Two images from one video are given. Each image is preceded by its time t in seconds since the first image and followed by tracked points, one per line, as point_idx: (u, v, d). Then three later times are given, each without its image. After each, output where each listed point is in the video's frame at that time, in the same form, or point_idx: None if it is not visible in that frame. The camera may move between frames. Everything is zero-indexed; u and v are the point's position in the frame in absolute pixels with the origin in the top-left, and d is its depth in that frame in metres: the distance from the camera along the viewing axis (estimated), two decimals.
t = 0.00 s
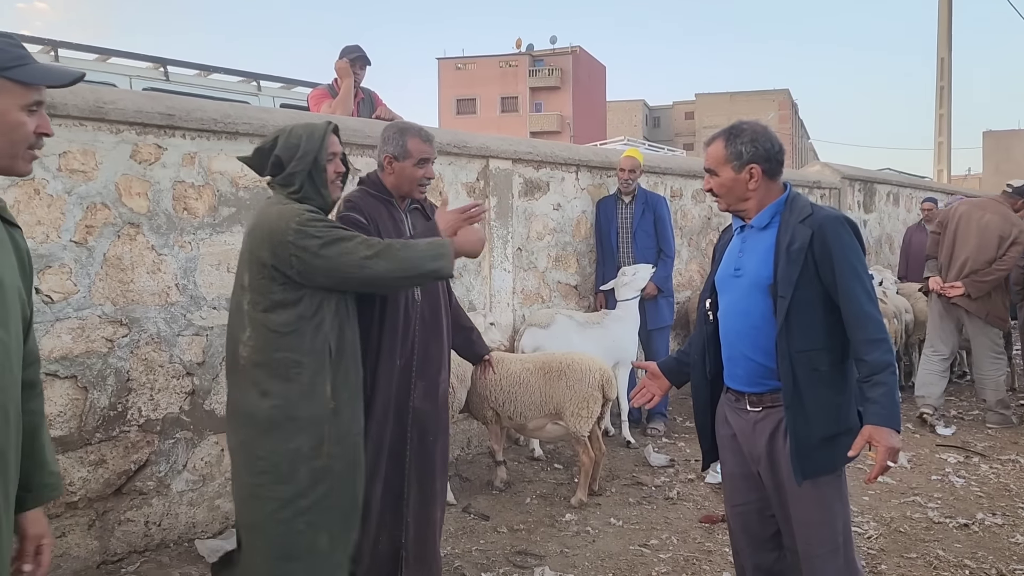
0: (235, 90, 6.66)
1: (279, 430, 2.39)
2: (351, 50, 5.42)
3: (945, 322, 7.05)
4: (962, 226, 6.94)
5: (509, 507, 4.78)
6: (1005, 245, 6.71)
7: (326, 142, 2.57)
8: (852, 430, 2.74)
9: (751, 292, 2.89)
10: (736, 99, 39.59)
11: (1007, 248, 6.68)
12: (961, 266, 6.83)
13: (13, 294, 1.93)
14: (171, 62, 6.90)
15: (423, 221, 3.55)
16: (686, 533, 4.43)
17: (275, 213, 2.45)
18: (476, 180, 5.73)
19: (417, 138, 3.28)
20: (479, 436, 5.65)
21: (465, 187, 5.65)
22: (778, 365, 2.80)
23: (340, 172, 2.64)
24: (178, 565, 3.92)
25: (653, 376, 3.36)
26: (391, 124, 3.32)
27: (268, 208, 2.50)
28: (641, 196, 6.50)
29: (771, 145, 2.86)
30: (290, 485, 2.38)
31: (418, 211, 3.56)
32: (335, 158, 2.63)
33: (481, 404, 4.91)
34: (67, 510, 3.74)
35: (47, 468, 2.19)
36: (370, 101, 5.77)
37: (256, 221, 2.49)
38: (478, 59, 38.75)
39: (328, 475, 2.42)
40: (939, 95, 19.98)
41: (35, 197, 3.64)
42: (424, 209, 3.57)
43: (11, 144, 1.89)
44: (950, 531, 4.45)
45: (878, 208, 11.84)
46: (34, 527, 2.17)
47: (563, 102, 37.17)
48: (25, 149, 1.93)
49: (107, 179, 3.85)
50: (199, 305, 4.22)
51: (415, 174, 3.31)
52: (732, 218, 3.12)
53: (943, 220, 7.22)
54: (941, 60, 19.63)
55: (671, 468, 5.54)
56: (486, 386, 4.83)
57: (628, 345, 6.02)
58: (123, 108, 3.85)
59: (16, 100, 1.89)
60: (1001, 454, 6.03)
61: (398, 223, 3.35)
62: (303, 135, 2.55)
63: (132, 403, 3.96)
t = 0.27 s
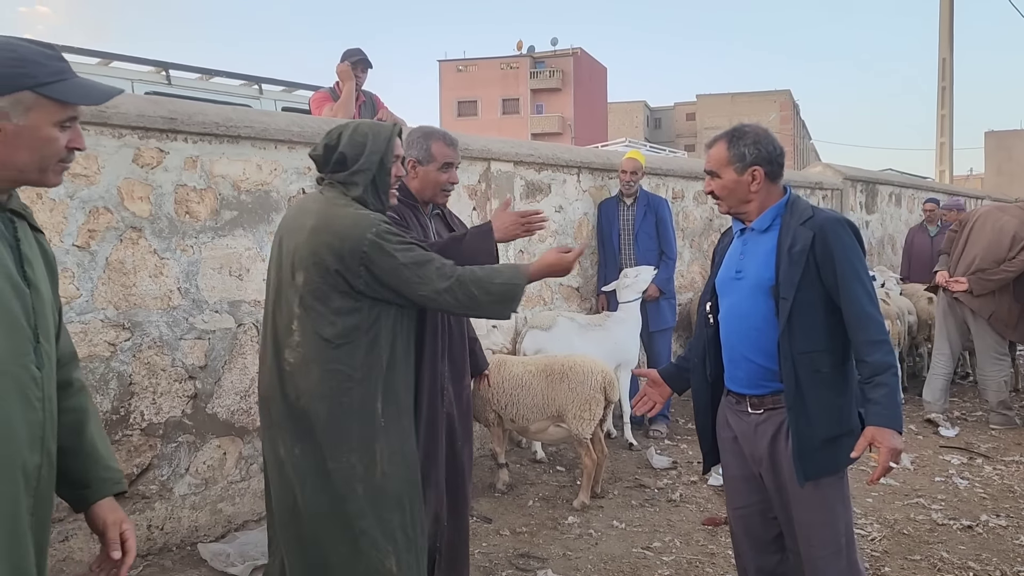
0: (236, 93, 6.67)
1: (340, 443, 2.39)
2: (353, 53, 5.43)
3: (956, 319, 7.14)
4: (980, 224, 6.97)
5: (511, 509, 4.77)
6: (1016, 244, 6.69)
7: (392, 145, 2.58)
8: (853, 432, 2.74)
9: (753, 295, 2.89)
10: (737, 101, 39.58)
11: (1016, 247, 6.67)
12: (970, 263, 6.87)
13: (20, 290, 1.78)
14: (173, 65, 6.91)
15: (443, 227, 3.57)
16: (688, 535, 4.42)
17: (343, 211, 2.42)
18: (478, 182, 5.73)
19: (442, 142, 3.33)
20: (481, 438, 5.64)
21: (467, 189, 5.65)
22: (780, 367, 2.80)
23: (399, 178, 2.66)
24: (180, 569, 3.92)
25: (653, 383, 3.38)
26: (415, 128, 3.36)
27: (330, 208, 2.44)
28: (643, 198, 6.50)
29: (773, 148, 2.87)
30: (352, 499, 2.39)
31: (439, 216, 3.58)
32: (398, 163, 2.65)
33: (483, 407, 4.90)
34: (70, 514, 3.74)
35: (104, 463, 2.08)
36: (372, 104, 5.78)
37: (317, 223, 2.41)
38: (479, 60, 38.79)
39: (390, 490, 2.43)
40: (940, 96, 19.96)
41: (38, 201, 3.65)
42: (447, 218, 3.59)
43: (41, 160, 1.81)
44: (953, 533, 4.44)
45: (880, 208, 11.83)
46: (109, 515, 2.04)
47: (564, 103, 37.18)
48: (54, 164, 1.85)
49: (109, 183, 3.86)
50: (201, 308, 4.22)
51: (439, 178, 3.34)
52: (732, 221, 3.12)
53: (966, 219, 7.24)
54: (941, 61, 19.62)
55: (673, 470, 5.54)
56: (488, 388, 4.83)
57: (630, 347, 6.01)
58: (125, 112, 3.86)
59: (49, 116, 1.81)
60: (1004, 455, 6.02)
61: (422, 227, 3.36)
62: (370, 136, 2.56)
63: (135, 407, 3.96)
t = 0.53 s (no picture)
0: (235, 97, 6.68)
1: (371, 445, 2.39)
2: (350, 57, 5.43)
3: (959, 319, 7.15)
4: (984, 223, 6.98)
5: (511, 512, 4.77)
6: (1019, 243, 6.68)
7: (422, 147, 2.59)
8: (852, 432, 2.74)
9: (751, 296, 2.88)
10: (736, 102, 39.59)
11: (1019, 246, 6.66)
12: (972, 261, 6.90)
13: (79, 321, 1.76)
14: (171, 70, 6.92)
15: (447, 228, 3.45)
16: (688, 538, 4.42)
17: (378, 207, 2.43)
18: (476, 185, 5.73)
19: (448, 139, 3.21)
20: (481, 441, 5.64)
21: (465, 192, 5.65)
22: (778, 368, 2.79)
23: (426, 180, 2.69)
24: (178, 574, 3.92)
25: (650, 389, 3.34)
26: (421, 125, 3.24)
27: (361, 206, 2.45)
28: (642, 200, 6.49)
29: (771, 150, 2.88)
30: (380, 498, 2.40)
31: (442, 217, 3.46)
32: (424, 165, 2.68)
33: (482, 410, 4.90)
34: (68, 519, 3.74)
35: (131, 484, 2.08)
36: (370, 107, 5.78)
37: (348, 223, 2.40)
38: (478, 63, 38.83)
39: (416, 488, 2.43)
40: (939, 97, 19.96)
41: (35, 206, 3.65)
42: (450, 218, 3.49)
43: (108, 179, 1.79)
44: (953, 534, 4.43)
45: (879, 210, 11.83)
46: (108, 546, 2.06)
47: (564, 106, 37.21)
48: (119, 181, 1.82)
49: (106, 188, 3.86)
50: (199, 313, 4.22)
51: (445, 177, 3.22)
52: (729, 223, 3.12)
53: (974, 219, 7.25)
54: (941, 62, 19.62)
55: (673, 472, 5.53)
56: (487, 391, 4.83)
57: (629, 349, 6.01)
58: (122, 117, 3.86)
59: (117, 132, 1.77)
60: (1004, 455, 6.01)
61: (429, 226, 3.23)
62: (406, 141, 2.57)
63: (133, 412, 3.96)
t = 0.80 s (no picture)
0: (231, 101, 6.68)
1: (372, 453, 2.39)
2: (346, 60, 5.44)
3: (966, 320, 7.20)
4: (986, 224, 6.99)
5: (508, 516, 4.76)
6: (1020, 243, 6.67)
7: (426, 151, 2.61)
8: (847, 433, 2.73)
9: (746, 297, 2.88)
10: (735, 104, 39.61)
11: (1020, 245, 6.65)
12: (976, 261, 6.89)
13: (120, 335, 1.69)
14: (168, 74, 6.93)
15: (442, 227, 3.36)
16: (685, 540, 4.41)
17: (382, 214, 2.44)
18: (472, 188, 5.73)
19: (443, 138, 3.19)
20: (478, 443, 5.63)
21: (462, 195, 5.65)
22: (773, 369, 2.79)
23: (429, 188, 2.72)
24: None
25: (645, 393, 3.34)
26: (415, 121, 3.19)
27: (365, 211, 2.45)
28: (639, 202, 6.48)
29: (767, 152, 2.89)
30: (378, 511, 2.40)
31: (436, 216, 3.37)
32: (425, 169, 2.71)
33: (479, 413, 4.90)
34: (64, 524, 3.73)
35: (206, 487, 2.05)
36: (366, 110, 5.78)
37: (354, 229, 2.41)
38: (477, 66, 38.85)
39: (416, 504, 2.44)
40: (937, 97, 19.95)
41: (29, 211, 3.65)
42: (446, 218, 3.41)
43: (171, 186, 1.75)
44: (951, 535, 4.43)
45: (877, 210, 11.83)
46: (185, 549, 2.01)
47: (562, 107, 37.23)
48: (180, 190, 1.78)
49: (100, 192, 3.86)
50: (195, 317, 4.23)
51: (441, 175, 3.17)
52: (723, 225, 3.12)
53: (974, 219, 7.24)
54: (939, 62, 19.63)
55: (671, 474, 5.53)
56: (484, 394, 4.83)
57: (626, 351, 6.00)
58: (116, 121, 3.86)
59: (182, 139, 1.74)
60: (1002, 456, 6.01)
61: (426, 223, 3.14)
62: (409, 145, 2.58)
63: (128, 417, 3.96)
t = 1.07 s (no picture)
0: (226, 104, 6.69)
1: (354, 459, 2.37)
2: (340, 63, 5.43)
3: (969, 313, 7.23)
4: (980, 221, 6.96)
5: (505, 518, 4.75)
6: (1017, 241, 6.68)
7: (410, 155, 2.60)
8: (840, 433, 2.72)
9: (741, 297, 2.87)
10: (732, 104, 39.64)
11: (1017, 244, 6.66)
12: (974, 261, 6.87)
13: (147, 328, 1.59)
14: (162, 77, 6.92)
15: (432, 228, 3.37)
16: (682, 541, 4.40)
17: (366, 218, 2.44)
18: (467, 190, 5.72)
19: (432, 137, 3.16)
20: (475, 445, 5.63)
21: (457, 197, 5.64)
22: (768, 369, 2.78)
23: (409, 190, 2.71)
24: None
25: (639, 394, 3.32)
26: (402, 121, 3.16)
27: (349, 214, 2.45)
28: (634, 203, 6.47)
29: (762, 153, 2.89)
30: (359, 521, 2.38)
31: (426, 216, 3.37)
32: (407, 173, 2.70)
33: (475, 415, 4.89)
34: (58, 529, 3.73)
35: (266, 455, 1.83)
36: (361, 113, 5.78)
37: (336, 233, 2.41)
38: (475, 67, 38.87)
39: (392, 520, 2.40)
40: (934, 95, 19.98)
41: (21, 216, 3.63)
42: (437, 219, 3.41)
43: (193, 166, 1.67)
44: (947, 535, 4.42)
45: (874, 210, 11.84)
46: (275, 502, 1.77)
47: (560, 108, 37.24)
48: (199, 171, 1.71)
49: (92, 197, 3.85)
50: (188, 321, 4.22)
51: (429, 174, 3.14)
52: (719, 225, 3.11)
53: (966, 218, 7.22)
54: (935, 61, 19.65)
55: (668, 475, 5.52)
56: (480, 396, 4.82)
57: (623, 352, 5.99)
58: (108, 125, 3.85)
59: (201, 118, 1.65)
60: (999, 455, 6.00)
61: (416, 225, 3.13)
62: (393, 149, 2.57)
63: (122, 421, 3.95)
